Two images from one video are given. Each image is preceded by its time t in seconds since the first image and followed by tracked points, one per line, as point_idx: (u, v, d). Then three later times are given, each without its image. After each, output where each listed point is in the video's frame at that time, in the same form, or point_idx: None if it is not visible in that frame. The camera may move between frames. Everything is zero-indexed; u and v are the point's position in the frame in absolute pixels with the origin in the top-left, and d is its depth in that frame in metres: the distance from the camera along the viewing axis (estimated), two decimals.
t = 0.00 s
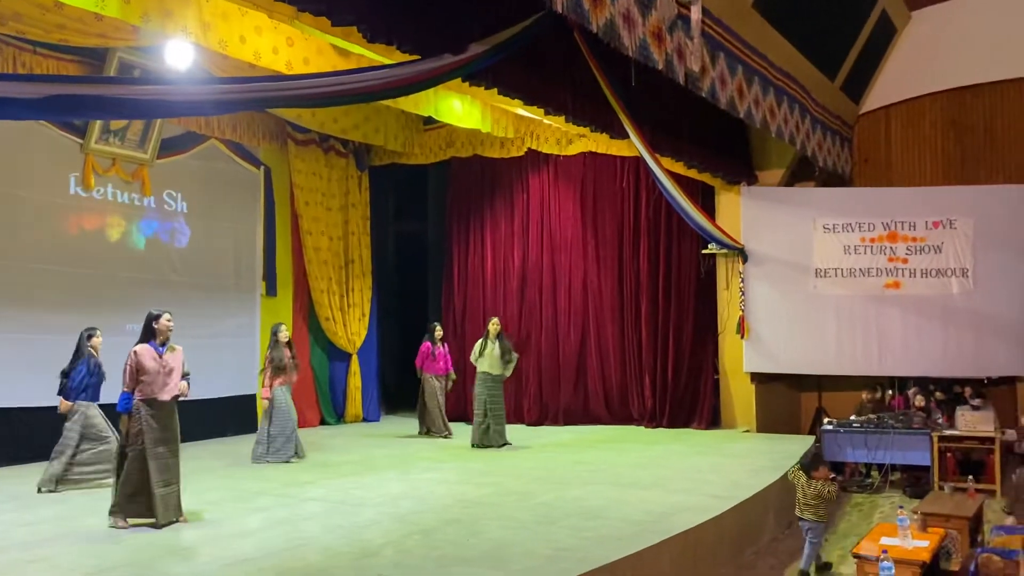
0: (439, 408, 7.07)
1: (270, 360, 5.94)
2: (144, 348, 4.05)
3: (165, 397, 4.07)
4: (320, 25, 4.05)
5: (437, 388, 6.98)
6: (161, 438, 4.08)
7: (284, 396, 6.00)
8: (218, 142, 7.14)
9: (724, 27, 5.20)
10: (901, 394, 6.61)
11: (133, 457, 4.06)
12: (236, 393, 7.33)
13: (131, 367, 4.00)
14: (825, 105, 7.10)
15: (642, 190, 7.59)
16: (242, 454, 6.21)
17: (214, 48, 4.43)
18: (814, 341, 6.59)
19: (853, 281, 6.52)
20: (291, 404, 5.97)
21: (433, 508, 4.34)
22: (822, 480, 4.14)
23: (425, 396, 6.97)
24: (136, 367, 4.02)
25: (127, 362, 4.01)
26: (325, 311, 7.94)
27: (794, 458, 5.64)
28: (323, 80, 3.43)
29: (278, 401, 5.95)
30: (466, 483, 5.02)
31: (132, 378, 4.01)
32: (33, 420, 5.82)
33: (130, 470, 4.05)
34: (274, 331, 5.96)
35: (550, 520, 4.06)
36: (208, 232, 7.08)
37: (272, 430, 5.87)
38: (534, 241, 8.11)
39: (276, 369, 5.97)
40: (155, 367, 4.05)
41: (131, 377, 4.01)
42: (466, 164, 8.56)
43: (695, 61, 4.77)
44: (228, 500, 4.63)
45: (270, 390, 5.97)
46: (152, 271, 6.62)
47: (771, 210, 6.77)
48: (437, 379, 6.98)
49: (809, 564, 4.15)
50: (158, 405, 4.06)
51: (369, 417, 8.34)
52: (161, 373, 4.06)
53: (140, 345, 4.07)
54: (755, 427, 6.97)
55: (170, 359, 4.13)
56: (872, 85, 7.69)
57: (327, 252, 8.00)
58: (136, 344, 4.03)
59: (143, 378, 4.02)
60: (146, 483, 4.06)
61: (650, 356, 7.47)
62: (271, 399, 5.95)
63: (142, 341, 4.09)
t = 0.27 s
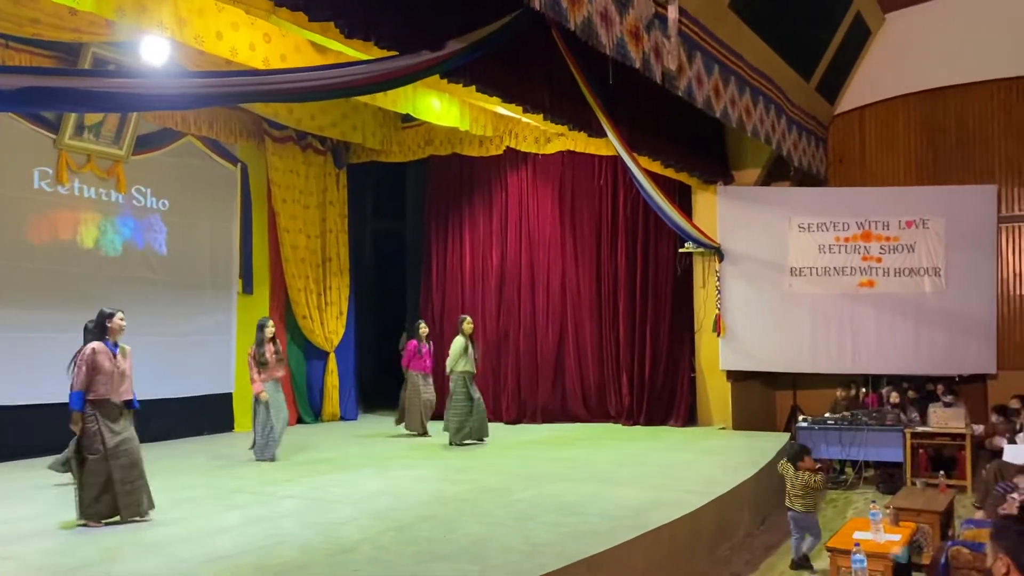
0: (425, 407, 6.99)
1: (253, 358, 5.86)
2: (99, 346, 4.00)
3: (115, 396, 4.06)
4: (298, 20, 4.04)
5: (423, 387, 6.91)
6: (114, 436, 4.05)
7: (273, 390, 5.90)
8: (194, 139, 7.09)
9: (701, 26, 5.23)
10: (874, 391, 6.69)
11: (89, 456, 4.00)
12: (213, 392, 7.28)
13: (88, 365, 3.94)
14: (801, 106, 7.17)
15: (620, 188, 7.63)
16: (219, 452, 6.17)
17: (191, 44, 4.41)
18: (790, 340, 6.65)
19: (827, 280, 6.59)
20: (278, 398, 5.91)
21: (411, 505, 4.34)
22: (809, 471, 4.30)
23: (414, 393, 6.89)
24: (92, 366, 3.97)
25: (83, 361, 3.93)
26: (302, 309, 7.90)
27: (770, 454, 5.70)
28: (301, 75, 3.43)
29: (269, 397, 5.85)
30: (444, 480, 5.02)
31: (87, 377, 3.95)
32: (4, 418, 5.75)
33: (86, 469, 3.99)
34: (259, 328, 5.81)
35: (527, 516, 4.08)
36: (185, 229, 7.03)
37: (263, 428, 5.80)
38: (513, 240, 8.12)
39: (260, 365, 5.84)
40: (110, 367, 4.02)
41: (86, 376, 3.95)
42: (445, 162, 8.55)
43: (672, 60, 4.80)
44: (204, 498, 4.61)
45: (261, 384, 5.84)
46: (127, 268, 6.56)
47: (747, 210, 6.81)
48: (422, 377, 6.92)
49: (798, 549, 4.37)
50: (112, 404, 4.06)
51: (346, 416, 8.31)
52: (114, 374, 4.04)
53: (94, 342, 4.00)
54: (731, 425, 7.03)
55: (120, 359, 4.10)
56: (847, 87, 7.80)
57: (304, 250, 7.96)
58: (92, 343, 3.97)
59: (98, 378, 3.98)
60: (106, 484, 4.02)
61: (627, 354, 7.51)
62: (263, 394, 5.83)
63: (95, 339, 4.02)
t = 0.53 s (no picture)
0: (410, 407, 6.92)
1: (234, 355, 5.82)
2: (71, 342, 4.01)
3: (90, 393, 4.06)
4: (277, 16, 4.02)
5: (411, 386, 6.89)
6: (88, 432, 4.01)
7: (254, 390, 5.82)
8: (174, 135, 7.04)
9: (681, 25, 5.25)
10: (852, 389, 6.76)
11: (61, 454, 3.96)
12: (192, 391, 7.23)
13: (61, 361, 3.94)
14: (780, 106, 7.22)
15: (601, 187, 7.66)
16: (198, 451, 6.13)
17: (169, 39, 4.37)
18: (769, 338, 6.70)
19: (805, 279, 6.64)
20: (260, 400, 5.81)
21: (391, 502, 4.33)
22: (802, 464, 4.38)
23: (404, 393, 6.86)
24: (65, 362, 3.96)
25: (56, 356, 3.93)
26: (282, 307, 7.86)
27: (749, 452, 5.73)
28: (282, 70, 3.42)
29: (248, 397, 5.75)
30: (425, 478, 5.02)
31: (62, 373, 3.95)
32: None
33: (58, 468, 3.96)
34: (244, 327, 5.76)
35: (508, 513, 4.09)
36: (164, 227, 6.98)
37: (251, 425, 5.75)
38: (495, 239, 8.12)
39: (240, 364, 5.80)
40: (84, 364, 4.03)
41: (60, 372, 3.95)
42: (426, 161, 8.54)
43: (653, 58, 4.82)
44: (183, 496, 4.58)
45: (240, 384, 5.77)
46: (105, 266, 6.50)
47: (727, 209, 6.83)
48: (410, 377, 6.91)
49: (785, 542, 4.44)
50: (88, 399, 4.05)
51: (327, 414, 8.28)
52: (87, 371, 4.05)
53: (64, 338, 4.01)
54: (711, 423, 7.08)
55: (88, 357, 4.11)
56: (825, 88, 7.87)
57: (284, 248, 7.92)
58: (64, 339, 3.98)
59: (73, 374, 3.98)
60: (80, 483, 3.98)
61: (608, 352, 7.53)
62: (241, 394, 5.73)
63: (63, 336, 4.02)
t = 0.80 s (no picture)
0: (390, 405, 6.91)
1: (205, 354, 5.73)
2: (40, 339, 3.98)
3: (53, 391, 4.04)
4: (248, 9, 3.97)
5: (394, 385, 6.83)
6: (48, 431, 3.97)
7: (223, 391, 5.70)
8: (144, 131, 6.95)
9: (654, 24, 5.27)
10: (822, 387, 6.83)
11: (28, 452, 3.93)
12: (163, 389, 7.14)
13: (32, 359, 3.91)
14: (753, 106, 7.28)
15: (576, 185, 7.68)
16: (168, 450, 6.06)
17: (139, 33, 4.31)
18: (741, 337, 6.74)
19: (777, 278, 6.69)
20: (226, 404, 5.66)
21: (364, 500, 4.31)
22: (792, 459, 4.44)
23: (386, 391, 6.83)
24: (36, 360, 3.93)
25: (27, 353, 3.90)
26: (254, 305, 7.79)
27: (721, 448, 5.77)
28: (254, 63, 3.39)
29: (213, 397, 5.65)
30: (398, 476, 5.00)
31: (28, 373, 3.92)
32: None
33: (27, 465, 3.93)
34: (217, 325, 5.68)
35: (481, 510, 4.07)
36: (133, 223, 6.89)
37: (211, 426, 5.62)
38: (469, 237, 8.11)
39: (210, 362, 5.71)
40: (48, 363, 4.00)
41: (30, 370, 3.92)
42: (400, 158, 8.50)
43: (626, 57, 4.83)
44: (152, 495, 4.52)
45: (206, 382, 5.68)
46: (72, 263, 6.40)
47: (701, 208, 6.85)
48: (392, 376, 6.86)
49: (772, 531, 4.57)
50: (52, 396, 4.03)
51: (299, 413, 8.21)
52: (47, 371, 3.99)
53: (31, 337, 3.96)
54: (683, 420, 7.12)
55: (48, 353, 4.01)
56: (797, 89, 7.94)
57: (256, 245, 7.85)
58: (34, 337, 3.94)
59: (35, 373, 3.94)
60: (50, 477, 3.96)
61: (582, 350, 7.55)
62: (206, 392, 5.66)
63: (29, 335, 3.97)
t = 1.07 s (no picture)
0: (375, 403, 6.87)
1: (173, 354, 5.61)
2: None
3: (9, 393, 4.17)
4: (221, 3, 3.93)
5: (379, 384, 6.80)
6: None
7: (191, 391, 5.58)
8: (116, 127, 6.86)
9: (630, 23, 5.29)
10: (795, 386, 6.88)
11: None
12: (134, 388, 7.05)
13: None
14: (728, 106, 7.33)
15: (552, 184, 7.70)
16: (139, 450, 5.98)
17: (110, 27, 4.30)
18: (716, 335, 6.78)
19: (751, 277, 6.74)
20: (194, 405, 5.54)
21: (338, 499, 4.28)
22: (773, 456, 4.62)
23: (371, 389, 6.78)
24: None
25: None
26: (227, 303, 7.72)
27: (695, 446, 5.80)
28: (225, 57, 3.35)
29: (181, 397, 5.54)
30: (372, 475, 4.97)
31: None
32: None
33: None
34: (188, 323, 5.62)
35: (456, 508, 4.06)
36: (104, 220, 6.79)
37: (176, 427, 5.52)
38: (445, 235, 8.09)
39: (178, 362, 5.61)
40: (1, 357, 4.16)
41: None
42: (376, 156, 8.46)
43: (602, 55, 4.84)
44: (123, 494, 4.46)
45: (175, 381, 5.57)
46: (41, 260, 6.30)
47: (676, 207, 6.88)
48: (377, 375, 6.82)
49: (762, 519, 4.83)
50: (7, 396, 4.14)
51: (273, 413, 8.14)
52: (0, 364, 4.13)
53: None
54: (659, 418, 7.16)
55: None
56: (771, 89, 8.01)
57: (230, 243, 7.78)
58: None
59: None
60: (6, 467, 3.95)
61: (558, 349, 7.57)
62: (174, 392, 5.55)
63: None
